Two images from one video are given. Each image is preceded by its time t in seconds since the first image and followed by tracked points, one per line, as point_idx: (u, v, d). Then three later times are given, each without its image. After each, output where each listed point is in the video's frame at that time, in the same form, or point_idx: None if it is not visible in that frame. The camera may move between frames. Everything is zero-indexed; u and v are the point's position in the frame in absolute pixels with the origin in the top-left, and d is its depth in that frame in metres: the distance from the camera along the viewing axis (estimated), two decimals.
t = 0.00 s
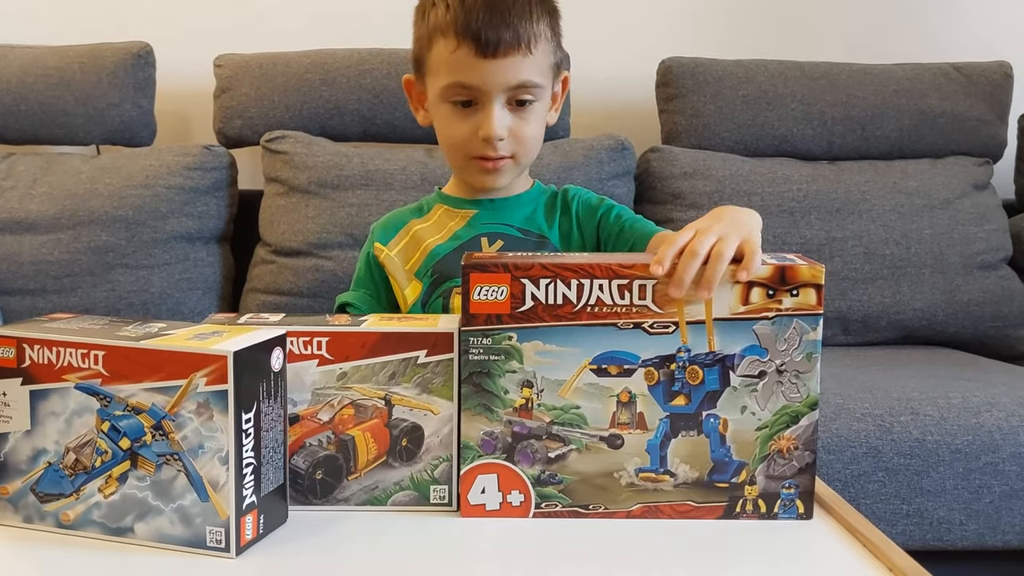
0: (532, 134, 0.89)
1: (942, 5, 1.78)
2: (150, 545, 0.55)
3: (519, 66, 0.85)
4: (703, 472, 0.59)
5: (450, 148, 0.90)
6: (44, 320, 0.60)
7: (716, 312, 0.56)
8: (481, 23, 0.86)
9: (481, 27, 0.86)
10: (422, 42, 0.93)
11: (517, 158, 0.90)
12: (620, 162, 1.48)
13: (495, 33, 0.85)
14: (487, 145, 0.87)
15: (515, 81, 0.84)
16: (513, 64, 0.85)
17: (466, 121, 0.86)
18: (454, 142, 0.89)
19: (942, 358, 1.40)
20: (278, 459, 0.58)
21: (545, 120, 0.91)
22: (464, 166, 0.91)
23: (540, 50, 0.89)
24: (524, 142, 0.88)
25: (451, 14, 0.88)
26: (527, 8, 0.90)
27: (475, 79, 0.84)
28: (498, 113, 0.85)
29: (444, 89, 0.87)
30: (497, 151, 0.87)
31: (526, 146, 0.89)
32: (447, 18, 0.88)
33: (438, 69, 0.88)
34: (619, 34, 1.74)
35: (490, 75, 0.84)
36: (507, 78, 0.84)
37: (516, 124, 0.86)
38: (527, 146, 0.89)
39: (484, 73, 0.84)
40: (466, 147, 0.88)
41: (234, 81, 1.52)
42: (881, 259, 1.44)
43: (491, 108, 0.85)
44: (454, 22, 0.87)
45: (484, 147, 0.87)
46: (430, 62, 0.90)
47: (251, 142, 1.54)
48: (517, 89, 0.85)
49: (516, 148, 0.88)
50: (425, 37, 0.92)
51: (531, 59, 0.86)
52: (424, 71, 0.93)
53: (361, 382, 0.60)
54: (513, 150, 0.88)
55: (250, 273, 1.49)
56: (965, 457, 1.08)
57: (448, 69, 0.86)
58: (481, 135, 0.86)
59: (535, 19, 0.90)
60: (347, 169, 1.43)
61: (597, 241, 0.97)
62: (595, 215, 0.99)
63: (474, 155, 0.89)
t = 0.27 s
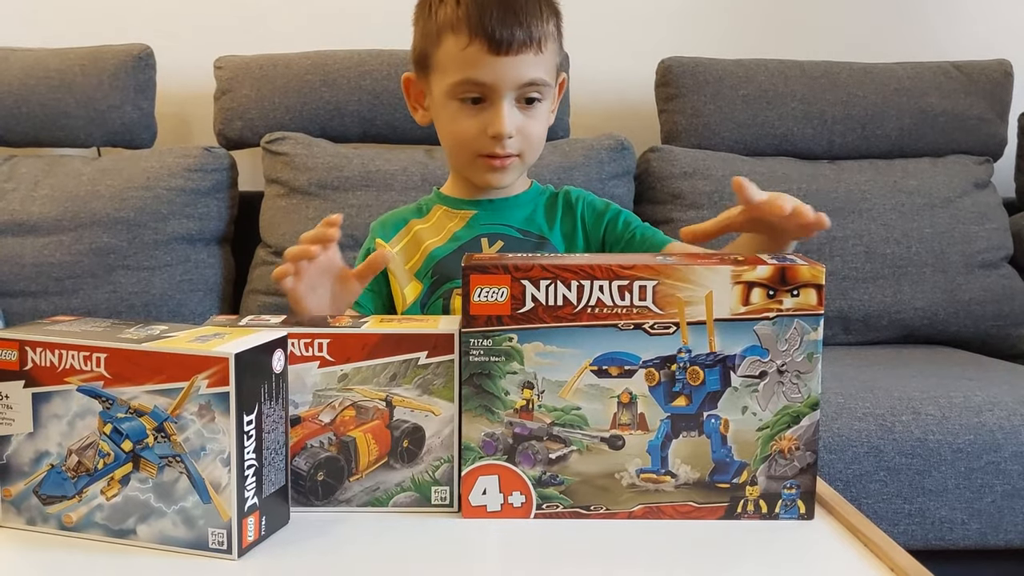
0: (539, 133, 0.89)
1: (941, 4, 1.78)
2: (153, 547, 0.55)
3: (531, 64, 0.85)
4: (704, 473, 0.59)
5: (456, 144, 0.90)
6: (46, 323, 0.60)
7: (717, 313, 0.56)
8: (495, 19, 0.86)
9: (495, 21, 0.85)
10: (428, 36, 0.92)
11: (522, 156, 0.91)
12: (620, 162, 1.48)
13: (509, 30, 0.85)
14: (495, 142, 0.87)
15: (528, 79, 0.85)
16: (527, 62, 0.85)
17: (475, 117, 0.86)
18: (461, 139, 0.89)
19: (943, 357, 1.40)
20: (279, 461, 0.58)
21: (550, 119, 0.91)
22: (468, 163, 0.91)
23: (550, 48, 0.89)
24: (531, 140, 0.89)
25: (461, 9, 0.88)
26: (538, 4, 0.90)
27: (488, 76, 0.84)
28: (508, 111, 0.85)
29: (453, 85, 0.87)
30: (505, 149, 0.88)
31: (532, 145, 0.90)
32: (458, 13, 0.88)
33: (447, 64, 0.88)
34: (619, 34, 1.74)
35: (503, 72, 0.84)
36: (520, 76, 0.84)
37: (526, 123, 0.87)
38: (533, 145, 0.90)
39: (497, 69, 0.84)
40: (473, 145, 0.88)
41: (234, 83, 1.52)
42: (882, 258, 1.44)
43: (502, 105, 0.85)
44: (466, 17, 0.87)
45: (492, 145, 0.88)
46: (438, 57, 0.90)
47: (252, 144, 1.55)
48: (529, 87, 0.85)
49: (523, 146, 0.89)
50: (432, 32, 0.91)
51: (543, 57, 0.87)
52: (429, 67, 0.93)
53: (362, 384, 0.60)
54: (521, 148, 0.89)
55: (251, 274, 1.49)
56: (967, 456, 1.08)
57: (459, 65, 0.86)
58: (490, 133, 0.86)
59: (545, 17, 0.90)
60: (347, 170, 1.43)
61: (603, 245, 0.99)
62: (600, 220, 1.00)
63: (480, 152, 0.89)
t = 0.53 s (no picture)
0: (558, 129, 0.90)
1: (940, 3, 1.78)
2: (155, 548, 0.55)
3: (553, 59, 0.86)
4: (705, 473, 0.59)
5: (474, 140, 0.89)
6: (47, 325, 0.61)
7: (717, 314, 0.56)
8: (516, 14, 0.86)
9: (517, 17, 0.86)
10: (444, 32, 0.92)
11: (541, 153, 0.91)
12: (620, 162, 1.48)
13: (532, 25, 0.86)
14: (515, 137, 0.87)
15: (550, 74, 0.85)
16: (549, 57, 0.85)
17: (497, 112, 0.87)
18: (479, 133, 0.88)
19: (943, 356, 1.40)
20: (280, 463, 0.58)
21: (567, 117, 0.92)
22: (485, 160, 0.91)
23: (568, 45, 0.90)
24: (550, 137, 0.89)
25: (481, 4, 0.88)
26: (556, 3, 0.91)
27: (512, 70, 0.85)
28: (531, 106, 0.85)
29: (474, 80, 0.87)
30: (525, 145, 0.88)
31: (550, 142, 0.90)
32: (477, 8, 0.88)
33: (467, 59, 0.88)
34: (618, 35, 1.75)
35: (527, 66, 0.84)
36: (542, 70, 0.85)
37: (547, 118, 0.87)
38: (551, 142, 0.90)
39: (521, 63, 0.84)
40: (493, 140, 0.88)
41: (234, 84, 1.52)
42: (882, 258, 1.44)
43: (524, 100, 0.85)
44: (487, 12, 0.87)
45: (512, 140, 0.88)
46: (457, 53, 0.90)
47: (252, 145, 1.55)
48: (550, 82, 0.86)
49: (543, 143, 0.89)
50: (450, 28, 0.91)
51: (562, 54, 0.88)
52: (445, 63, 0.93)
53: (362, 386, 0.60)
54: (540, 143, 0.89)
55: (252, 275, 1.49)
56: (967, 456, 1.08)
57: (480, 59, 0.86)
58: (511, 128, 0.86)
59: (562, 15, 0.91)
60: (347, 172, 1.43)
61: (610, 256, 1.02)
62: (610, 232, 1.03)
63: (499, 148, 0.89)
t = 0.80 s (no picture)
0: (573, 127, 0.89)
1: (939, 3, 1.78)
2: (153, 550, 0.55)
3: (570, 54, 0.86)
4: (704, 471, 0.59)
5: (489, 136, 0.89)
6: (45, 326, 0.60)
7: (715, 310, 0.56)
8: (533, 10, 0.87)
9: (534, 13, 0.87)
10: (460, 29, 0.93)
11: (556, 150, 0.90)
12: (619, 162, 1.48)
13: (549, 21, 0.86)
14: (532, 133, 0.86)
15: (567, 69, 0.85)
16: (566, 52, 0.85)
17: (513, 106, 0.86)
18: (495, 128, 0.88)
19: (942, 355, 1.40)
20: (279, 464, 0.58)
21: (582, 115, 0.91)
22: (500, 157, 0.90)
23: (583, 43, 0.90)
24: (566, 134, 0.88)
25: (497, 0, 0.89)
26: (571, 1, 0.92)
27: (529, 63, 0.84)
28: (547, 100, 0.85)
29: (491, 74, 0.87)
30: (541, 141, 0.87)
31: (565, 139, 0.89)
32: (494, 4, 0.89)
33: (484, 54, 0.88)
34: (618, 35, 1.74)
35: (544, 60, 0.84)
36: (559, 64, 0.84)
37: (563, 114, 0.86)
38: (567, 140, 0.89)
39: (538, 57, 0.84)
40: (508, 136, 0.87)
41: (233, 85, 1.52)
42: (881, 257, 1.44)
43: (541, 94, 0.85)
44: (504, 7, 0.88)
45: (528, 136, 0.87)
46: (473, 48, 0.90)
47: (251, 146, 1.55)
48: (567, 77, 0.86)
49: (559, 139, 0.88)
50: (465, 24, 0.92)
51: (578, 50, 0.88)
52: (460, 60, 0.93)
53: (361, 386, 0.60)
54: (557, 139, 0.88)
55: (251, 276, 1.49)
56: (967, 455, 1.08)
57: (497, 53, 0.86)
58: (528, 123, 0.85)
59: (577, 13, 0.92)
60: (346, 172, 1.43)
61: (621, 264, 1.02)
62: (623, 240, 1.04)
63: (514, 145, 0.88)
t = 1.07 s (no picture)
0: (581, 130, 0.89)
1: (940, 4, 1.78)
2: (154, 549, 0.55)
3: (580, 57, 0.86)
4: (706, 467, 0.59)
5: (496, 137, 0.89)
6: (47, 325, 0.60)
7: (715, 307, 0.56)
8: (544, 12, 0.87)
9: (544, 14, 0.87)
10: (469, 29, 0.93)
11: (562, 152, 0.90)
12: (620, 163, 1.48)
13: (559, 23, 0.86)
14: (539, 135, 0.86)
15: (577, 72, 0.85)
16: (576, 54, 0.86)
17: (521, 108, 0.86)
18: (503, 129, 0.88)
19: (943, 356, 1.40)
20: (280, 463, 0.58)
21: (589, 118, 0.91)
22: (507, 158, 0.90)
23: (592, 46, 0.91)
24: (573, 136, 0.88)
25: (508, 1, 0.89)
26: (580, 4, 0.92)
27: (539, 65, 0.85)
28: (556, 103, 0.85)
29: (500, 75, 0.87)
30: (549, 143, 0.87)
31: (572, 142, 0.89)
32: (504, 5, 0.89)
33: (493, 55, 0.88)
34: (619, 35, 1.74)
35: (554, 62, 0.84)
36: (569, 66, 0.85)
37: (571, 117, 0.86)
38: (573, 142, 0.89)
39: (548, 59, 0.84)
40: (516, 137, 0.87)
41: (234, 85, 1.52)
42: (882, 258, 1.44)
43: (550, 97, 0.85)
44: (514, 9, 0.88)
45: (536, 138, 0.87)
46: (482, 48, 0.90)
47: (252, 146, 1.55)
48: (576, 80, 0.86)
49: (566, 142, 0.88)
50: (474, 24, 0.92)
51: (588, 53, 0.88)
52: (468, 60, 0.93)
53: (362, 386, 0.60)
54: (564, 142, 0.88)
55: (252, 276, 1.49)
56: (967, 456, 1.08)
57: (507, 54, 0.87)
58: (536, 125, 0.85)
59: (587, 16, 0.92)
60: (347, 172, 1.43)
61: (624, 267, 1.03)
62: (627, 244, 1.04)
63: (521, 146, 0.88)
